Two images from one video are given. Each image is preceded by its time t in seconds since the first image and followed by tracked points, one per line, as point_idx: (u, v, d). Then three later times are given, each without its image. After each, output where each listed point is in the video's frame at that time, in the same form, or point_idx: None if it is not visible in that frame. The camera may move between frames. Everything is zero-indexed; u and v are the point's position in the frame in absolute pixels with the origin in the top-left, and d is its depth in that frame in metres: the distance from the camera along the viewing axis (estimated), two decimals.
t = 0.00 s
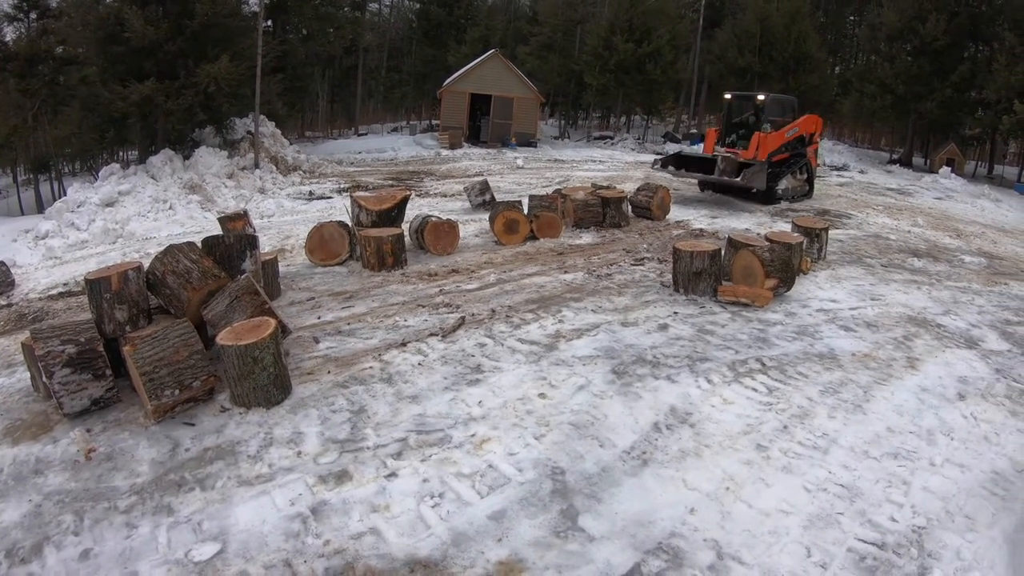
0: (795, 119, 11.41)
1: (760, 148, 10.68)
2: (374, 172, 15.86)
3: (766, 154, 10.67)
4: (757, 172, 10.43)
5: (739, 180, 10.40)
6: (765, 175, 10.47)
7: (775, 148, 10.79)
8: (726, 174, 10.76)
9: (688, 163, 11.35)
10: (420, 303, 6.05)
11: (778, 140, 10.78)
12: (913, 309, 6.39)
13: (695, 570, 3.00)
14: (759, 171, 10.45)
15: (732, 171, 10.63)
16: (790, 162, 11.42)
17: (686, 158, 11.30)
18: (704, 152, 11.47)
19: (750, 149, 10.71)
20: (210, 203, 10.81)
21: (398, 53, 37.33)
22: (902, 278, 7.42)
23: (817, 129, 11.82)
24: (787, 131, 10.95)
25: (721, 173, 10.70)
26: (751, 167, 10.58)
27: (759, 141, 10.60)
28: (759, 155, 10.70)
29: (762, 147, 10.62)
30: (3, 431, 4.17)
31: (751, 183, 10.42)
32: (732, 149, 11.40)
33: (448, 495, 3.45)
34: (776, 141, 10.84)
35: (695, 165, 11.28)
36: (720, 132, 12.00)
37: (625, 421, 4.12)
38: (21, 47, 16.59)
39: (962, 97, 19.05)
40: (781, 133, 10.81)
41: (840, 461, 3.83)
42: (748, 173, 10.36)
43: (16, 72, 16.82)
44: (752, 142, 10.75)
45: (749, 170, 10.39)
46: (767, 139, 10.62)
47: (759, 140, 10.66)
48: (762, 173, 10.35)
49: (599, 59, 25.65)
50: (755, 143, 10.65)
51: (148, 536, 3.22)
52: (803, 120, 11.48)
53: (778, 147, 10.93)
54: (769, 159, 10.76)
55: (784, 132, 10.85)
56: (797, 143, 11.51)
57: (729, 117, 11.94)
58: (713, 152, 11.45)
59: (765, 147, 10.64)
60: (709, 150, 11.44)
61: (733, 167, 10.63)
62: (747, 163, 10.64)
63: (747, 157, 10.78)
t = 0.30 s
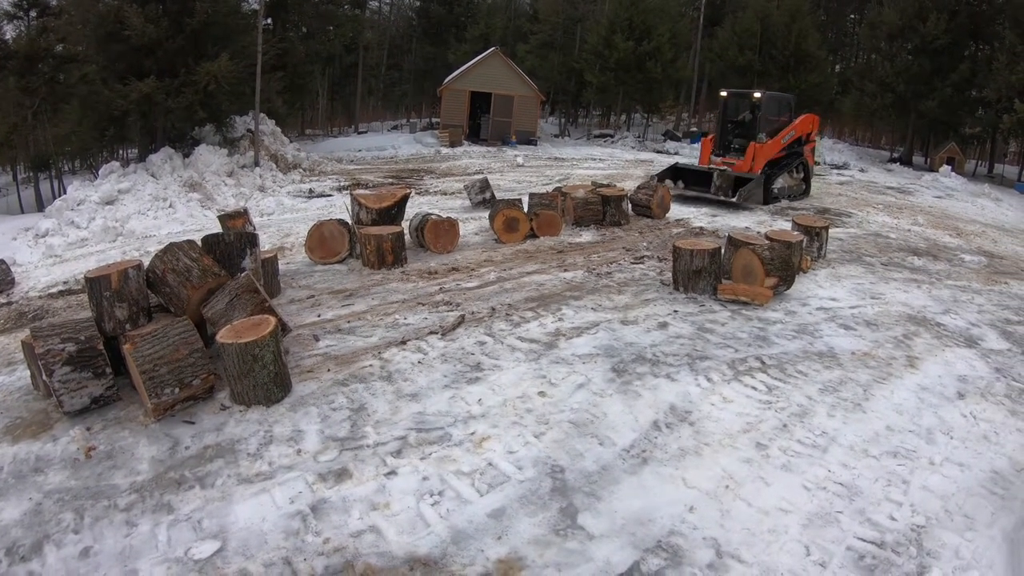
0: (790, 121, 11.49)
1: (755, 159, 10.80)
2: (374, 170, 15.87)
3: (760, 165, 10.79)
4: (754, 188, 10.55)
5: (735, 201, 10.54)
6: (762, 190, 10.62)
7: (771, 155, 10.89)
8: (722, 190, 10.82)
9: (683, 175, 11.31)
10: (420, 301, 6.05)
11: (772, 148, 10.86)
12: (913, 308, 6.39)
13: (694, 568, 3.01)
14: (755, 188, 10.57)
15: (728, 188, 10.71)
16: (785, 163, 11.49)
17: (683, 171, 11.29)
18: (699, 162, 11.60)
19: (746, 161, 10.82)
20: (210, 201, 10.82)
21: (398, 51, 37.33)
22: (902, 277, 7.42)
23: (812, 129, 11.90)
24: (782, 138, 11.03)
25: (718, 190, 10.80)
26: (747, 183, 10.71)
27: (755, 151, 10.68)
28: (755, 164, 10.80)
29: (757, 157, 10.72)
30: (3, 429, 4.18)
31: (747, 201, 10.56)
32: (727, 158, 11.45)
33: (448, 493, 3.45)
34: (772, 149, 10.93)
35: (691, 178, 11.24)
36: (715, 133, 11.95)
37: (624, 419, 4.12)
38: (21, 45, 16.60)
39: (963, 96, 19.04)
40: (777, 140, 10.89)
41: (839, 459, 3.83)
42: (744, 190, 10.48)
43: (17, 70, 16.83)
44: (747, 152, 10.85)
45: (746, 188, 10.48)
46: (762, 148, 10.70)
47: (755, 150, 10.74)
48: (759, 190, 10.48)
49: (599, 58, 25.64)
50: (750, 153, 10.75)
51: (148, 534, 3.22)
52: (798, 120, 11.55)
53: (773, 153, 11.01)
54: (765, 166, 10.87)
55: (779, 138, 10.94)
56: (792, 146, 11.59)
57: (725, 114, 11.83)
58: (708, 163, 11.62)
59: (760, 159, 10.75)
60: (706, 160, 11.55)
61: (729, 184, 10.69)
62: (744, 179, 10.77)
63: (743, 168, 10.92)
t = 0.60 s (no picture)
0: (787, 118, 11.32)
1: (748, 159, 10.69)
2: (374, 169, 15.87)
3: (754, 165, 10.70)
4: (747, 188, 10.32)
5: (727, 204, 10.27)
6: (754, 190, 10.39)
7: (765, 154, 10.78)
8: (714, 191, 10.61)
9: (676, 176, 11.11)
10: (420, 300, 6.05)
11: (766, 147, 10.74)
12: (913, 306, 6.38)
13: (694, 566, 3.01)
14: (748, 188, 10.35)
15: (720, 189, 10.49)
16: (781, 159, 11.33)
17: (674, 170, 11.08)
18: (692, 162, 11.52)
19: (739, 161, 10.72)
20: (210, 201, 10.81)
21: (398, 50, 37.33)
22: (902, 275, 7.43)
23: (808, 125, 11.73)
24: (777, 137, 10.90)
25: (709, 191, 10.55)
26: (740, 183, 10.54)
27: (748, 150, 10.60)
28: (748, 163, 10.69)
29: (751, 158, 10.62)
30: (4, 429, 4.18)
31: (740, 203, 10.32)
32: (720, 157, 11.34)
33: (448, 492, 3.45)
34: (767, 148, 10.82)
35: (683, 179, 11.05)
36: (708, 131, 11.86)
37: (625, 417, 4.13)
38: (21, 45, 16.61)
39: (963, 95, 19.03)
40: (771, 139, 10.78)
41: (839, 457, 3.84)
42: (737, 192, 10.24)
43: (16, 70, 16.83)
44: (740, 152, 10.75)
45: (738, 189, 10.26)
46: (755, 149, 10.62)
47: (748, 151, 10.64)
48: (752, 190, 10.23)
49: (599, 56, 25.61)
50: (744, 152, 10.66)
51: (149, 534, 3.22)
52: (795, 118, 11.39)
53: (768, 151, 10.90)
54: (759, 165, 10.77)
55: (774, 138, 10.82)
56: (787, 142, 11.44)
57: (718, 111, 11.73)
58: (700, 163, 11.49)
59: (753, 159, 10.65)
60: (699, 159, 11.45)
61: (721, 184, 10.46)
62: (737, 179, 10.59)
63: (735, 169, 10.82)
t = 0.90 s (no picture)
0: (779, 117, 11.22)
1: (740, 158, 10.58)
2: (375, 168, 15.86)
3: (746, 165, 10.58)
4: (738, 188, 10.17)
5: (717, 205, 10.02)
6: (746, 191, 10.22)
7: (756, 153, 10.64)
8: (705, 192, 10.39)
9: (668, 176, 10.84)
10: (421, 299, 6.05)
11: (758, 146, 10.64)
12: (914, 304, 6.38)
13: (695, 564, 3.01)
14: (739, 189, 10.21)
15: (711, 190, 10.27)
16: (773, 158, 11.18)
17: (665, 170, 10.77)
18: (683, 162, 11.42)
19: (730, 161, 10.58)
20: (211, 200, 10.81)
21: (398, 49, 37.32)
22: (904, 274, 7.42)
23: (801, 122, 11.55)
24: (769, 135, 10.82)
25: (700, 192, 10.32)
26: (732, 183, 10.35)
27: (739, 150, 10.46)
28: (740, 163, 10.56)
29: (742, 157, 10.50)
30: (5, 428, 4.18)
31: (732, 203, 10.12)
32: (712, 155, 11.20)
33: (450, 491, 3.45)
34: (758, 147, 10.72)
35: (674, 178, 10.82)
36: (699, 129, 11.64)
37: (626, 416, 4.12)
38: (21, 45, 16.62)
39: (964, 93, 19.01)
40: (763, 138, 10.69)
41: (840, 455, 3.83)
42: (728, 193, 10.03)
43: (17, 70, 16.82)
44: (732, 151, 10.61)
45: (730, 190, 10.06)
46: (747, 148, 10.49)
47: (740, 150, 10.52)
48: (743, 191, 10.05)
49: (600, 55, 25.58)
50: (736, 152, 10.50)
51: (151, 533, 3.23)
52: (787, 116, 11.33)
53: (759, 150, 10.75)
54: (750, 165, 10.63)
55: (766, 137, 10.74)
56: (780, 140, 11.29)
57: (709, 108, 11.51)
58: (691, 161, 11.42)
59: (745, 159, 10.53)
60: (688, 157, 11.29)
61: (712, 186, 10.26)
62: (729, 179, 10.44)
63: (727, 168, 10.69)
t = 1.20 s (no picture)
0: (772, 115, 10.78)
1: (731, 159, 10.17)
2: (375, 167, 15.85)
3: (737, 166, 10.19)
4: (728, 193, 9.83)
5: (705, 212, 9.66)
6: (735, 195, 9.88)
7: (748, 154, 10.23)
8: (694, 197, 10.18)
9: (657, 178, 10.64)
10: (422, 298, 6.05)
11: (750, 146, 10.24)
12: (915, 304, 6.38)
13: (696, 564, 3.01)
14: (728, 193, 9.84)
15: (700, 196, 10.04)
16: (767, 159, 10.77)
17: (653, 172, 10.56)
18: (672, 163, 11.12)
19: (721, 162, 10.20)
20: (212, 199, 10.81)
21: (399, 48, 37.35)
22: (904, 274, 7.42)
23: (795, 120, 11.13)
24: (762, 134, 10.42)
25: (689, 197, 10.10)
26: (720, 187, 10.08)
27: (730, 151, 10.05)
28: (730, 165, 10.16)
29: (733, 158, 10.11)
30: (6, 427, 4.18)
31: (721, 209, 9.78)
32: (701, 157, 10.83)
33: (451, 489, 3.46)
34: (751, 146, 10.32)
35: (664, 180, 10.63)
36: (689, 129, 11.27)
37: (628, 415, 4.12)
38: (22, 44, 16.63)
39: (965, 93, 19.00)
40: (756, 137, 10.30)
41: (841, 455, 3.84)
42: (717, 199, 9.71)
43: (17, 68, 16.82)
44: (722, 152, 10.21)
45: (719, 196, 9.71)
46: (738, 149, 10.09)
47: (731, 150, 10.12)
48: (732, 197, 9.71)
49: (601, 54, 25.54)
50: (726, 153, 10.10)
51: (152, 531, 3.23)
52: (782, 114, 10.93)
53: (751, 150, 10.34)
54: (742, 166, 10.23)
55: (759, 136, 10.34)
56: (774, 140, 10.88)
57: (699, 107, 11.15)
58: (681, 162, 11.10)
59: (736, 159, 10.13)
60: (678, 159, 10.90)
61: (701, 191, 10.02)
62: (718, 182, 10.11)
63: (717, 170, 10.31)
